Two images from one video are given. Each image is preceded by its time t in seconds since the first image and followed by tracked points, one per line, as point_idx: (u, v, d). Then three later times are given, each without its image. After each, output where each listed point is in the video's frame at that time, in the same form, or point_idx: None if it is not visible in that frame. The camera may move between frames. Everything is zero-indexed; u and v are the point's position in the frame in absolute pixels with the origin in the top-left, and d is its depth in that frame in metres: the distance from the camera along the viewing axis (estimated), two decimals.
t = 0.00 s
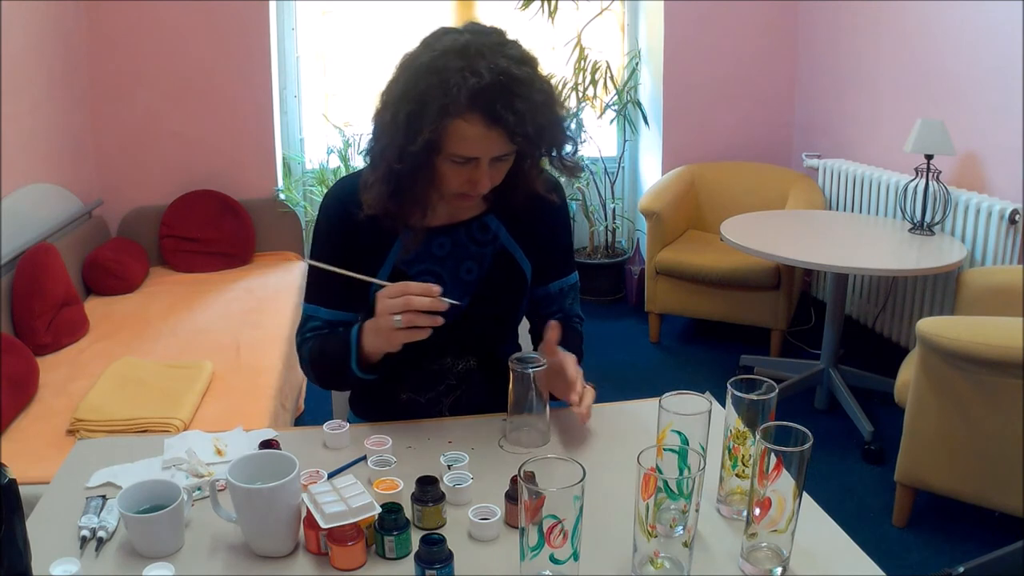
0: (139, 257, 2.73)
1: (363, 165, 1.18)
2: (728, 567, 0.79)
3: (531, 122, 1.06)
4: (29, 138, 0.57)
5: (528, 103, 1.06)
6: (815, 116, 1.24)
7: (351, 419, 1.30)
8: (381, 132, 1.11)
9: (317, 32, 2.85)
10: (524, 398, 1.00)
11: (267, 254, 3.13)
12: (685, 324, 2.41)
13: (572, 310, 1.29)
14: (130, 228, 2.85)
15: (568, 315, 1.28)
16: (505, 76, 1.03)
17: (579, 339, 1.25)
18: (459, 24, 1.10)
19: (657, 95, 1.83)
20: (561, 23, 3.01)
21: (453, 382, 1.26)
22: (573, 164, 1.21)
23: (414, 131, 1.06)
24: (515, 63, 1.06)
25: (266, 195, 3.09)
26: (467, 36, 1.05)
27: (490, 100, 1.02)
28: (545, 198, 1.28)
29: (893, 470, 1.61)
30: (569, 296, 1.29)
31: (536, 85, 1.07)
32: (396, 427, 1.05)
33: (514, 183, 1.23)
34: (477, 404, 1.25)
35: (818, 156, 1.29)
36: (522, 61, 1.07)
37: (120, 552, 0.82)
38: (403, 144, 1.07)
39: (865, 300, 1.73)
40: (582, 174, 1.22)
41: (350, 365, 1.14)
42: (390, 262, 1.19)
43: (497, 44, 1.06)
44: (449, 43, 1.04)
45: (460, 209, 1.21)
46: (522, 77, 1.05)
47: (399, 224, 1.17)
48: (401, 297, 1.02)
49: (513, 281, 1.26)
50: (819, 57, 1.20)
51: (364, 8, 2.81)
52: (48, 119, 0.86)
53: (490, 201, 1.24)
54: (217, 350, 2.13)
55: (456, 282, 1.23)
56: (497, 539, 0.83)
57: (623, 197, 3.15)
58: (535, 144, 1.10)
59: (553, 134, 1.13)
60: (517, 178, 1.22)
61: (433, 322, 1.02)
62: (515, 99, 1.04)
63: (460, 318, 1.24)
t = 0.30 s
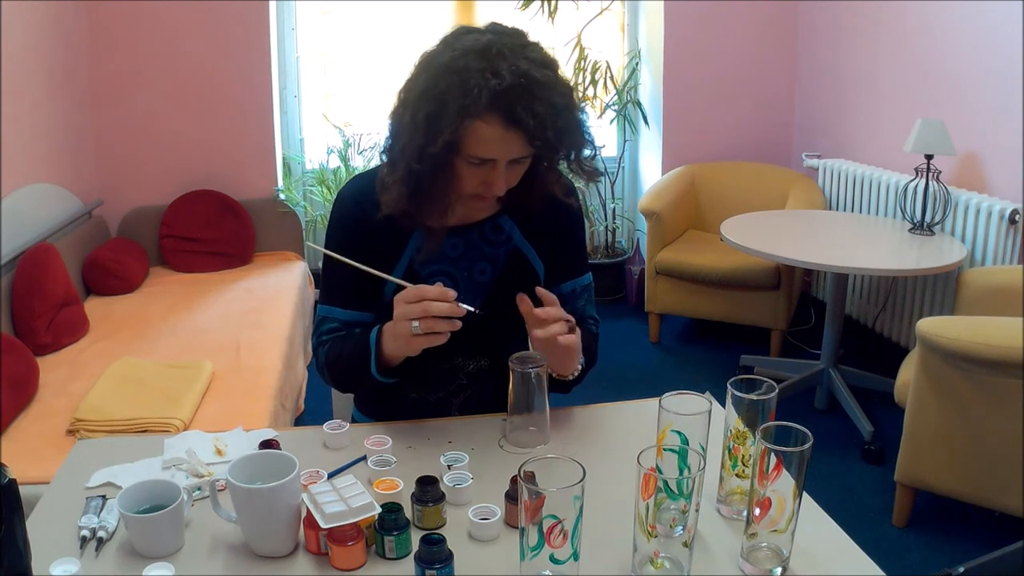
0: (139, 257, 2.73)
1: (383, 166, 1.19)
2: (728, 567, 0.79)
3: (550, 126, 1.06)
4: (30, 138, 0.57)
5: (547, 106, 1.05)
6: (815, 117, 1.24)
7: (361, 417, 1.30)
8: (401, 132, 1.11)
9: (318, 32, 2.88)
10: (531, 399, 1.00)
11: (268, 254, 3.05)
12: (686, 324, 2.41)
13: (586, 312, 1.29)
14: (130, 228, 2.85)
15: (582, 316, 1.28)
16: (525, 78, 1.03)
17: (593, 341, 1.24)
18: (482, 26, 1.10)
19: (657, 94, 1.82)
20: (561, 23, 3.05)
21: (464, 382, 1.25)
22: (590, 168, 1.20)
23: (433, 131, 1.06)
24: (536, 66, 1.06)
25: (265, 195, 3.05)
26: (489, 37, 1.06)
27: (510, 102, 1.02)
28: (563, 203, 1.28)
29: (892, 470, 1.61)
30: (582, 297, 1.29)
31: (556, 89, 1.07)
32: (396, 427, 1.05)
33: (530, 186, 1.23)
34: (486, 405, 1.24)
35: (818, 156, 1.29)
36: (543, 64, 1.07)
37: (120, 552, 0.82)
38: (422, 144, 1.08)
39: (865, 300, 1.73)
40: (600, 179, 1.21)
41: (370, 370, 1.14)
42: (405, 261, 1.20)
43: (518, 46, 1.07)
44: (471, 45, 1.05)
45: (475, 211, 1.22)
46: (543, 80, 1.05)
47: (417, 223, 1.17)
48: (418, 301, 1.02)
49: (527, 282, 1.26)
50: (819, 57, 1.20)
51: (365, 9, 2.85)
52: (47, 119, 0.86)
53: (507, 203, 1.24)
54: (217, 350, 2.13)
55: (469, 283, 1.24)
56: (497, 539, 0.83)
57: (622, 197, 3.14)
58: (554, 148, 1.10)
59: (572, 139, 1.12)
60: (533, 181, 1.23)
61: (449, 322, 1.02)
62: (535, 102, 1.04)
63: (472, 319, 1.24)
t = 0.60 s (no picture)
0: (139, 257, 2.73)
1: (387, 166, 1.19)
2: (728, 567, 0.79)
3: (555, 129, 1.06)
4: (30, 138, 0.57)
5: (552, 110, 1.06)
6: (815, 116, 1.24)
7: (361, 416, 1.30)
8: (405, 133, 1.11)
9: (317, 32, 2.91)
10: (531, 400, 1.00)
11: (268, 254, 3.02)
12: (686, 324, 2.40)
13: (588, 314, 1.28)
14: (130, 228, 2.85)
15: (584, 318, 1.27)
16: (530, 81, 1.03)
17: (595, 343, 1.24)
18: (488, 28, 1.10)
19: (657, 92, 1.80)
20: (561, 23, 3.04)
21: (464, 383, 1.25)
22: (593, 171, 1.20)
23: (437, 132, 1.06)
24: (542, 69, 1.06)
25: (266, 195, 3.01)
26: (495, 40, 1.06)
27: (514, 104, 1.02)
28: (566, 206, 1.27)
29: (893, 470, 1.61)
30: (584, 299, 1.28)
31: (561, 92, 1.07)
32: (396, 427, 1.05)
33: (533, 187, 1.23)
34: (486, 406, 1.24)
35: (818, 156, 1.29)
36: (549, 67, 1.07)
37: (120, 552, 0.82)
38: (426, 145, 1.08)
39: (865, 300, 1.73)
40: (604, 182, 1.21)
41: (368, 371, 1.14)
42: (406, 261, 1.20)
43: (523, 48, 1.07)
44: (477, 47, 1.05)
45: (477, 212, 1.22)
46: (548, 83, 1.05)
47: (420, 224, 1.17)
48: (414, 310, 1.02)
49: (527, 282, 1.27)
50: (819, 57, 1.20)
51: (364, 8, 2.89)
52: (47, 118, 0.86)
53: (508, 205, 1.24)
54: (217, 350, 2.13)
55: (470, 283, 1.24)
56: (497, 539, 0.83)
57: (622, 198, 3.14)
58: (558, 152, 1.10)
59: (576, 142, 1.12)
60: (536, 182, 1.23)
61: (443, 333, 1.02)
62: (540, 105, 1.04)
63: (473, 319, 1.24)
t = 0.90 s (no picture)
0: (139, 257, 2.73)
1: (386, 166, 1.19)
2: (728, 567, 0.79)
3: (553, 130, 1.06)
4: (30, 139, 0.57)
5: (551, 110, 1.06)
6: (816, 116, 1.24)
7: (360, 416, 1.30)
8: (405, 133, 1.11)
9: (317, 32, 2.92)
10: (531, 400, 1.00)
11: (268, 254, 3.02)
12: (685, 324, 2.40)
13: (586, 315, 1.28)
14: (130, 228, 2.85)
15: (581, 319, 1.27)
16: (528, 82, 1.03)
17: (593, 343, 1.25)
18: (486, 28, 1.10)
19: (657, 93, 1.80)
20: (561, 23, 3.03)
21: (464, 383, 1.25)
22: (592, 171, 1.20)
23: (436, 132, 1.06)
24: (540, 69, 1.06)
25: (266, 195, 3.01)
26: (494, 40, 1.06)
27: (513, 105, 1.02)
28: (565, 205, 1.27)
29: (893, 470, 1.61)
30: (582, 300, 1.28)
31: (560, 93, 1.07)
32: (396, 427, 1.06)
33: (532, 187, 1.23)
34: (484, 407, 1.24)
35: (818, 156, 1.29)
36: (548, 68, 1.07)
37: (120, 551, 0.82)
38: (425, 146, 1.08)
39: (865, 300, 1.73)
40: (603, 182, 1.21)
41: (367, 371, 1.14)
42: (406, 261, 1.20)
43: (522, 49, 1.07)
44: (476, 47, 1.05)
45: (476, 211, 1.22)
46: (547, 84, 1.05)
47: (419, 223, 1.17)
48: (414, 310, 1.02)
49: (527, 283, 1.27)
50: (819, 57, 1.20)
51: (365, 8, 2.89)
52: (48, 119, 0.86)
53: (507, 205, 1.24)
54: (217, 350, 2.13)
55: (469, 283, 1.24)
56: (497, 538, 0.83)
57: (622, 197, 3.13)
58: (556, 152, 1.10)
59: (575, 142, 1.12)
60: (534, 183, 1.23)
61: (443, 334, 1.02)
62: (539, 105, 1.04)
63: (472, 320, 1.24)
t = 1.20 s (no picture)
0: (139, 257, 2.73)
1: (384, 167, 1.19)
2: (728, 567, 0.79)
3: (553, 130, 1.06)
4: (30, 138, 0.57)
5: (550, 111, 1.06)
6: (816, 116, 1.24)
7: (360, 416, 1.31)
8: (404, 134, 1.11)
9: (317, 32, 2.91)
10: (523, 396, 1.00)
11: (268, 254, 3.02)
12: (685, 325, 2.41)
13: (585, 316, 1.28)
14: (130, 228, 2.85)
15: (580, 319, 1.27)
16: (528, 82, 1.03)
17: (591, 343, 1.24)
18: (484, 28, 1.10)
19: (657, 93, 1.80)
20: (561, 23, 3.04)
21: (464, 383, 1.25)
22: (591, 171, 1.20)
23: (435, 133, 1.06)
24: (539, 70, 1.06)
25: (265, 195, 3.01)
26: (493, 40, 1.06)
27: (512, 105, 1.02)
28: (564, 205, 1.27)
29: (893, 470, 1.61)
30: (580, 301, 1.28)
31: (559, 93, 1.07)
32: (396, 426, 1.06)
33: (532, 187, 1.23)
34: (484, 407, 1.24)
35: (818, 156, 1.29)
36: (547, 68, 1.07)
37: (121, 551, 0.82)
38: (424, 146, 1.08)
39: (865, 300, 1.73)
40: (602, 182, 1.21)
41: (367, 372, 1.14)
42: (405, 261, 1.20)
43: (521, 49, 1.07)
44: (475, 48, 1.05)
45: (475, 210, 1.22)
46: (546, 84, 1.05)
47: (418, 223, 1.17)
48: (415, 313, 1.02)
49: (527, 283, 1.27)
50: (819, 57, 1.20)
51: (365, 8, 2.88)
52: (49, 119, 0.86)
53: (506, 204, 1.24)
54: (217, 350, 2.13)
55: (468, 283, 1.23)
56: (497, 539, 0.83)
57: (622, 198, 3.12)
58: (555, 152, 1.10)
59: (574, 142, 1.12)
60: (534, 184, 1.23)
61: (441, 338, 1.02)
62: (538, 106, 1.04)
63: (472, 320, 1.24)
